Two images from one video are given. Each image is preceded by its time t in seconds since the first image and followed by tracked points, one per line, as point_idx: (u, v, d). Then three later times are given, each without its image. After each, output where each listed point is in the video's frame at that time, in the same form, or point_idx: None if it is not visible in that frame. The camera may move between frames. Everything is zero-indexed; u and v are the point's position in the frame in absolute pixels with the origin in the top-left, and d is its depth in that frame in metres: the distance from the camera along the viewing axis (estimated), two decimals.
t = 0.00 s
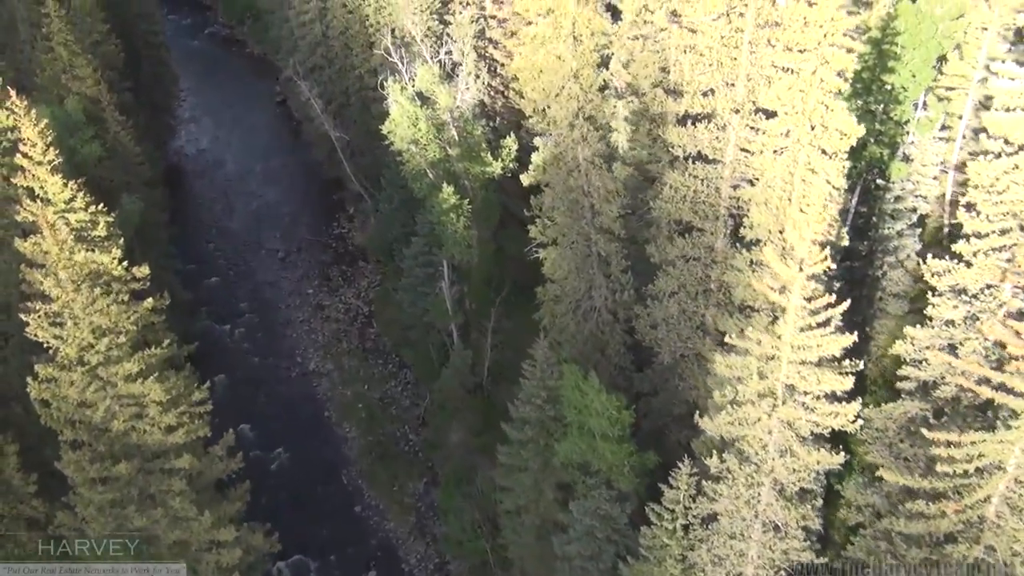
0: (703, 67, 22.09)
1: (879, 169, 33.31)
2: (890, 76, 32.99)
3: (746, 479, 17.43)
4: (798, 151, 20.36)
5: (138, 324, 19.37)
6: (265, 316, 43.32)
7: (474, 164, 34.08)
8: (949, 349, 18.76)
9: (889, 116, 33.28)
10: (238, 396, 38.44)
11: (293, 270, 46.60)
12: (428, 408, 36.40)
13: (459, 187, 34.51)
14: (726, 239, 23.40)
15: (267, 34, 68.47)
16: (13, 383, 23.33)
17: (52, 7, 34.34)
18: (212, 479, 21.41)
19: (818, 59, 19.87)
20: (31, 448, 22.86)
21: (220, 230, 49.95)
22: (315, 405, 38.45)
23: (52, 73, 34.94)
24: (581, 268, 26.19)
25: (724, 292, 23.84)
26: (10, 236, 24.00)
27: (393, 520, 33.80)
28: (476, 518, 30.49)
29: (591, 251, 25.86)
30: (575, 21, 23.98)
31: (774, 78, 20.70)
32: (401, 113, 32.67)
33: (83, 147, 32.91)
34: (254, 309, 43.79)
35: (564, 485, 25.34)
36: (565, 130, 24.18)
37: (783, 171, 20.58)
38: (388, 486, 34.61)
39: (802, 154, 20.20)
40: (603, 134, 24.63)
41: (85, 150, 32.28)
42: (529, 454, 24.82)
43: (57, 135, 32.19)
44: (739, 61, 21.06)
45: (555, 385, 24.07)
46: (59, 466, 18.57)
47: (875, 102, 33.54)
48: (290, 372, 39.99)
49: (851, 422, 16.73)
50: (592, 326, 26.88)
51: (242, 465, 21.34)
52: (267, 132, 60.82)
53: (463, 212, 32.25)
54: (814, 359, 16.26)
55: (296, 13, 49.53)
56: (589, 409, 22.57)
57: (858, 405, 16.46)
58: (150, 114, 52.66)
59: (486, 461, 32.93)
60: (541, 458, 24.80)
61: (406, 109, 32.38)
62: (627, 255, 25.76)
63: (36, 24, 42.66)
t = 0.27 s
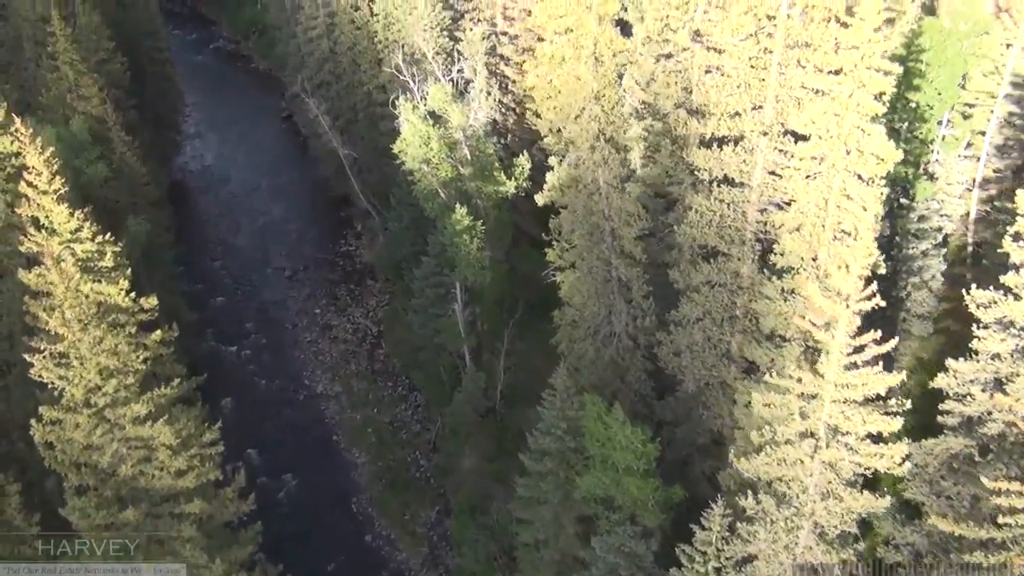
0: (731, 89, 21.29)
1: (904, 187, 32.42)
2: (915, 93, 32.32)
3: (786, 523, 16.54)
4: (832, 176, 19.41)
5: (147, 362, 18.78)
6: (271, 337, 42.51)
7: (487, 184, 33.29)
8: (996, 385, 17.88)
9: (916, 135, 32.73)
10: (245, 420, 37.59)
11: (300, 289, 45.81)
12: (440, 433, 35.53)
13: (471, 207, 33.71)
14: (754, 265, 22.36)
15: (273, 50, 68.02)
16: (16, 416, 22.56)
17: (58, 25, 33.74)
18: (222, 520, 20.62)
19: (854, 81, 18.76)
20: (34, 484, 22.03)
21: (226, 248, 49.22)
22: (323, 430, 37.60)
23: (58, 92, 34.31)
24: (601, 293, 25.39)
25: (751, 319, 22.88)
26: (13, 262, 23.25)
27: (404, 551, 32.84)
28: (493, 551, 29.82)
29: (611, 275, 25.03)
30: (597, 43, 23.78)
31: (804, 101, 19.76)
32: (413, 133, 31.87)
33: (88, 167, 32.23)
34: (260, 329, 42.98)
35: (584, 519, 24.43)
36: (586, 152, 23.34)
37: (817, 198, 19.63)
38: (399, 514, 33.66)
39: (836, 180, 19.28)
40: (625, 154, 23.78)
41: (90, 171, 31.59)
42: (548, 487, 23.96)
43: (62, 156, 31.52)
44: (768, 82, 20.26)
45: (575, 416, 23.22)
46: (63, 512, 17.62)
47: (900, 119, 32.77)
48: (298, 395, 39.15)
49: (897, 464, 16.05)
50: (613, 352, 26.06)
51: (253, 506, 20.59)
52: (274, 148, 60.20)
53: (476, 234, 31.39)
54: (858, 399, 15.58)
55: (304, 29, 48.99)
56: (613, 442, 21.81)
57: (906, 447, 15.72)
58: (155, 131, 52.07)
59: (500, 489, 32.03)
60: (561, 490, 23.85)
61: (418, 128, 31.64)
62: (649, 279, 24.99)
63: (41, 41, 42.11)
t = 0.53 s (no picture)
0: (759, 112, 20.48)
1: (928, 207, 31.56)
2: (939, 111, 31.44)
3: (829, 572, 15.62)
4: (868, 205, 18.66)
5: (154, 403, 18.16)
6: (277, 358, 41.74)
7: (499, 205, 32.55)
8: None
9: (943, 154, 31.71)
10: (251, 445, 36.79)
11: (306, 309, 45.07)
12: (451, 459, 34.71)
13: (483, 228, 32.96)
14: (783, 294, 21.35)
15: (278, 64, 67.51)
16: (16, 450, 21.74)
17: (61, 43, 33.08)
18: (233, 565, 19.87)
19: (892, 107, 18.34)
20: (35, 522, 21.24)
21: (231, 267, 48.53)
22: (331, 455, 36.76)
23: (61, 111, 33.60)
24: (621, 319, 24.63)
25: (779, 349, 21.98)
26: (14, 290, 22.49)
27: None
28: None
29: (630, 301, 24.17)
30: (620, 64, 22.93)
31: (837, 125, 19.20)
32: (425, 153, 31.01)
33: (92, 188, 31.49)
34: (266, 350, 42.21)
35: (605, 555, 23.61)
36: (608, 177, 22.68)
37: (854, 226, 18.79)
38: (410, 545, 32.78)
39: (873, 208, 18.46)
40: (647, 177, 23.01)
41: (94, 192, 30.89)
42: (567, 522, 22.79)
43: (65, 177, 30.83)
44: (798, 105, 19.55)
45: (596, 450, 22.42)
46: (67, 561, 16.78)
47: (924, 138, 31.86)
48: (305, 419, 38.35)
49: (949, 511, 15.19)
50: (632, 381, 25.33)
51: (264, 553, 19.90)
52: (278, 164, 59.59)
53: (488, 256, 30.60)
54: (905, 442, 15.08)
55: (310, 45, 48.42)
56: (639, 478, 21.07)
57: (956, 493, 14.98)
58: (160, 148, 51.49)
59: (514, 519, 31.21)
60: (580, 525, 22.81)
61: (429, 148, 30.81)
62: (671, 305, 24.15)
63: (45, 59, 41.50)
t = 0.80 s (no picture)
0: (788, 134, 19.63)
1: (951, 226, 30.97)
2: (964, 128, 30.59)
3: None
4: (905, 232, 17.61)
5: (163, 448, 17.83)
6: (282, 379, 40.98)
7: (511, 224, 31.87)
8: None
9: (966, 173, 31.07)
10: (256, 470, 35.96)
11: (312, 327, 44.34)
12: (461, 483, 33.91)
13: (495, 247, 32.22)
14: (814, 323, 20.52)
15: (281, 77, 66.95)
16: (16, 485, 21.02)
17: (63, 60, 32.38)
18: None
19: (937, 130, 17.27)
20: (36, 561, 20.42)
21: (235, 284, 47.81)
22: (338, 479, 35.93)
23: (62, 129, 32.87)
24: (641, 346, 23.84)
25: (808, 376, 21.29)
26: (15, 319, 21.78)
27: None
28: None
29: (651, 327, 23.44)
30: (643, 81, 21.37)
31: (870, 148, 18.63)
32: (435, 173, 30.34)
33: (94, 208, 30.73)
34: (271, 370, 41.44)
35: None
36: (630, 200, 21.86)
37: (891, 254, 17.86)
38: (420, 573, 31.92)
39: (912, 236, 17.43)
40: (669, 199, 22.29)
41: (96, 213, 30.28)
42: (587, 559, 21.71)
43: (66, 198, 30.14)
44: (830, 127, 18.83)
45: (617, 484, 21.63)
46: None
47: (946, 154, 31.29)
48: (311, 442, 37.53)
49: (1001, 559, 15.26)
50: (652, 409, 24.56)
51: None
52: (282, 178, 58.98)
53: (501, 277, 29.81)
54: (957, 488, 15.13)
55: (315, 59, 47.80)
56: (664, 515, 20.30)
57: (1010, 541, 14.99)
58: (162, 163, 50.90)
59: (527, 546, 30.39)
60: (604, 563, 21.72)
61: (440, 168, 30.18)
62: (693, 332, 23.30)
63: (46, 74, 40.85)
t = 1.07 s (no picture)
0: (819, 155, 18.97)
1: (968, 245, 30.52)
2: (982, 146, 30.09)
3: None
4: (946, 260, 16.91)
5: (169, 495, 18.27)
6: (287, 398, 40.22)
7: (523, 242, 31.16)
8: None
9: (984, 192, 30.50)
10: (260, 493, 35.17)
11: (317, 345, 43.64)
12: (470, 507, 33.12)
13: (506, 266, 31.54)
14: (846, 352, 19.72)
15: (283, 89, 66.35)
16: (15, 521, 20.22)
17: (65, 75, 31.63)
18: None
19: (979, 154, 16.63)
20: None
21: (238, 300, 47.06)
22: (345, 502, 35.11)
23: (63, 145, 32.13)
24: (662, 372, 23.08)
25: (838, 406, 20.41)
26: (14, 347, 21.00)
27: None
28: None
29: (673, 352, 22.68)
30: (667, 101, 21.01)
31: (905, 169, 17.79)
32: (447, 194, 29.95)
33: (95, 226, 30.02)
34: (275, 389, 40.65)
35: None
36: (651, 221, 21.39)
37: (931, 282, 17.12)
38: None
39: (953, 264, 16.73)
40: (692, 221, 21.62)
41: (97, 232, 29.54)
42: None
43: (67, 217, 29.38)
44: (863, 149, 18.14)
45: (640, 517, 20.82)
46: None
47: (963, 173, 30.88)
48: (317, 464, 36.74)
49: None
50: (672, 436, 23.76)
51: None
52: (285, 191, 58.36)
53: (514, 297, 29.05)
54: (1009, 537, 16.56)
55: (319, 71, 47.14)
56: (691, 551, 19.64)
57: None
58: (164, 177, 50.21)
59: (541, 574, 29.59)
60: None
61: (452, 186, 29.65)
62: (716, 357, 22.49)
63: (46, 88, 40.11)
